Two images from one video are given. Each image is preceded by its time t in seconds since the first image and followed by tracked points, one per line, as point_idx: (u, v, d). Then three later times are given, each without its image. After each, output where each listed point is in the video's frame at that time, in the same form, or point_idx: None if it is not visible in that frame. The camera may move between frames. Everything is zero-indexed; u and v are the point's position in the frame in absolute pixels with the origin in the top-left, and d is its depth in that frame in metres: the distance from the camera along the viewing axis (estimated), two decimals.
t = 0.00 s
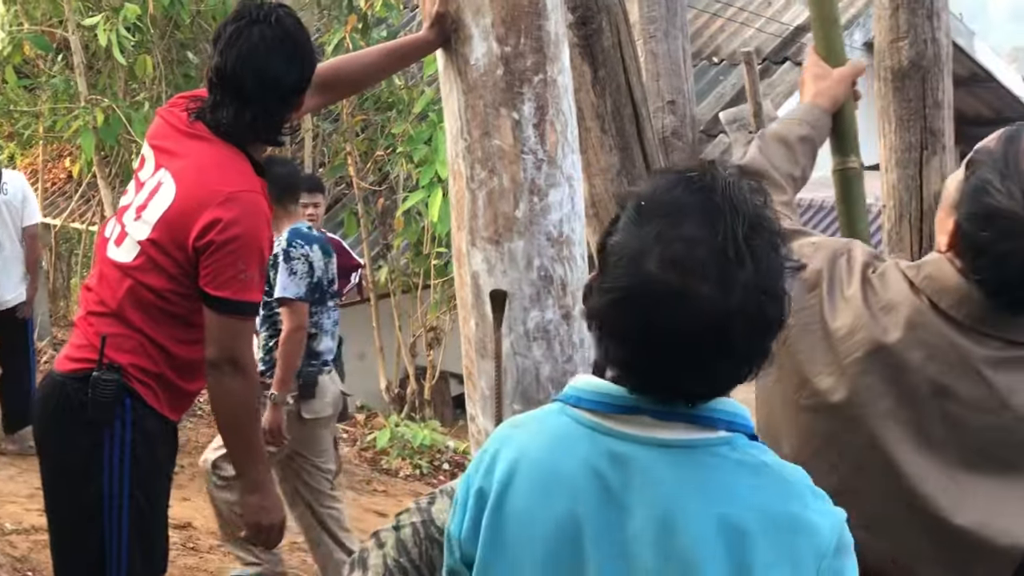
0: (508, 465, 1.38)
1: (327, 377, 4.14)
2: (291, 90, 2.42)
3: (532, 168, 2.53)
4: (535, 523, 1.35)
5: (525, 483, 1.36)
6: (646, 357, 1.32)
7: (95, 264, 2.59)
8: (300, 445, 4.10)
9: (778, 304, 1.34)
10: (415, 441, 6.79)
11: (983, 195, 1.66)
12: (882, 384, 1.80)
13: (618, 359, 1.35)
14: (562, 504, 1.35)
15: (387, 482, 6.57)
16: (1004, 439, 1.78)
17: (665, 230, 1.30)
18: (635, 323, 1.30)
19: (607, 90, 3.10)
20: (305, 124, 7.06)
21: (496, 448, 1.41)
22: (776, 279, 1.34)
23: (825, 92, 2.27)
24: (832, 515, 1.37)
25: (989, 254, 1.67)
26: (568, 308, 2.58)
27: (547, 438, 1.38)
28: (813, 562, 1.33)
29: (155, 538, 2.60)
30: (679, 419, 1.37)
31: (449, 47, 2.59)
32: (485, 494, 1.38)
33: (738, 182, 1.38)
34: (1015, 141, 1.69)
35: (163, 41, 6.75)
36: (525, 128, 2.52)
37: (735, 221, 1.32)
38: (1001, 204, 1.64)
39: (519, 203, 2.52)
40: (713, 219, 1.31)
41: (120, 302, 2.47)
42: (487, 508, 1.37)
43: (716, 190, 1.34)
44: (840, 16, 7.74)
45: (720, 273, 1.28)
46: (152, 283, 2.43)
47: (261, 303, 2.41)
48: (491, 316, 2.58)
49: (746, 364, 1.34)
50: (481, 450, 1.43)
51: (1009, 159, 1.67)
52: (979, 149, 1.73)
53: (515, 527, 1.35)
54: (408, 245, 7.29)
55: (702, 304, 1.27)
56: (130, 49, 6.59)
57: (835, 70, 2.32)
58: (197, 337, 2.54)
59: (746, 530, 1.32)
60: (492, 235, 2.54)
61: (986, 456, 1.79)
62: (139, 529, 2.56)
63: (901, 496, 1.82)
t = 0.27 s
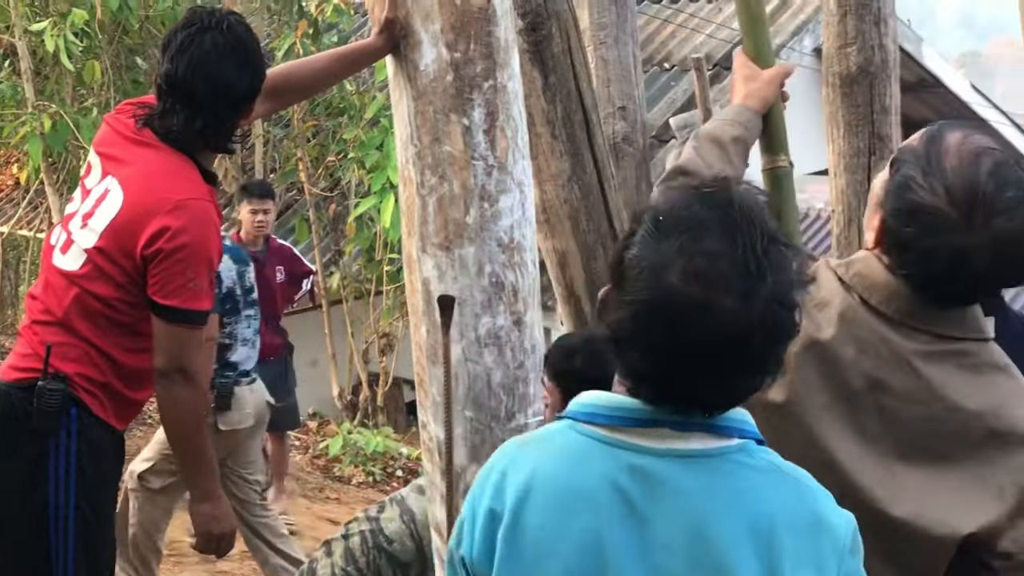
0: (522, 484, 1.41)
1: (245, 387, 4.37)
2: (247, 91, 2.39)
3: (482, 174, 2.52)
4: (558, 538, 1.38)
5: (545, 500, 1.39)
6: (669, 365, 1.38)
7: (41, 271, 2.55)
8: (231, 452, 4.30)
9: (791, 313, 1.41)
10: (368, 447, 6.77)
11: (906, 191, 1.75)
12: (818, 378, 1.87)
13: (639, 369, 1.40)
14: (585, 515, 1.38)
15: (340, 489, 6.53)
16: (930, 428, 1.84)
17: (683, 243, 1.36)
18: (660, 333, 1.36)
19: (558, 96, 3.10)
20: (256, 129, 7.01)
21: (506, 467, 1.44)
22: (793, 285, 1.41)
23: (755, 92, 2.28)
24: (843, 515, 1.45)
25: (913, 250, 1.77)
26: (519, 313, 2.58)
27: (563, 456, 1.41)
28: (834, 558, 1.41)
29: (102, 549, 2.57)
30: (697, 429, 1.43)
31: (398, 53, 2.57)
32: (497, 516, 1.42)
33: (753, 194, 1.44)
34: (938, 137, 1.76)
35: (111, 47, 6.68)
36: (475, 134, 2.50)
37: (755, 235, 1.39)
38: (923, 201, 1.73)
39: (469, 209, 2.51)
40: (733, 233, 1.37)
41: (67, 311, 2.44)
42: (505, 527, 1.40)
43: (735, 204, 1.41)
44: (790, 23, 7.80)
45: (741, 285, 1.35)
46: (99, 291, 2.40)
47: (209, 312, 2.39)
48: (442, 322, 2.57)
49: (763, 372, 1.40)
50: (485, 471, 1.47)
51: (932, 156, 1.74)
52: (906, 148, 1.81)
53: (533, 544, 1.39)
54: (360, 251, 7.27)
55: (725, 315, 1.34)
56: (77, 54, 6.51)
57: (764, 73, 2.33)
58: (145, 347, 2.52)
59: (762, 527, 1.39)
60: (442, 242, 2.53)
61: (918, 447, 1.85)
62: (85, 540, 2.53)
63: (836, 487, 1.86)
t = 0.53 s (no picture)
0: (584, 505, 1.32)
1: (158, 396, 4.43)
2: (206, 96, 2.38)
3: (441, 179, 2.50)
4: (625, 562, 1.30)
5: (612, 521, 1.30)
6: (758, 387, 1.30)
7: None
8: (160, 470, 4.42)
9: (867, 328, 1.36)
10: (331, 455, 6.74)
11: (862, 193, 1.76)
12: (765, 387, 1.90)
13: (721, 392, 1.32)
14: (655, 538, 1.30)
15: (303, 497, 6.51)
16: (884, 426, 1.84)
17: (774, 258, 1.29)
18: (751, 353, 1.28)
19: (515, 100, 3.09)
20: (213, 136, 6.97)
21: (562, 488, 1.34)
22: (874, 304, 1.36)
23: (713, 102, 2.23)
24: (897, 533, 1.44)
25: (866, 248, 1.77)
26: (479, 319, 2.58)
27: (630, 476, 1.32)
28: None
29: (62, 564, 2.54)
30: (767, 447, 1.36)
31: (354, 59, 2.55)
32: (555, 539, 1.32)
33: (832, 209, 1.38)
34: (892, 140, 1.79)
35: (66, 54, 6.62)
36: (433, 140, 2.49)
37: (840, 249, 1.33)
38: (877, 201, 1.75)
39: (428, 214, 2.50)
40: (822, 248, 1.32)
41: (22, 323, 2.41)
42: (566, 550, 1.31)
43: (817, 218, 1.35)
44: (747, 25, 7.84)
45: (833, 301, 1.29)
46: (55, 303, 2.38)
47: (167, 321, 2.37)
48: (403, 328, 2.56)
49: (845, 388, 1.35)
50: (535, 488, 1.36)
51: (887, 158, 1.76)
52: (861, 151, 1.83)
53: (599, 567, 1.30)
54: (321, 257, 7.24)
55: (819, 333, 1.28)
56: (32, 63, 6.44)
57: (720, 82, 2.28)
58: (102, 357, 2.50)
59: (833, 549, 1.36)
60: (402, 248, 2.51)
61: (871, 445, 1.87)
62: (46, 556, 2.50)
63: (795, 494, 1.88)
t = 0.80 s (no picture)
0: (578, 525, 1.30)
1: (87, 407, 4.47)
2: (177, 105, 2.37)
3: (416, 186, 2.49)
4: None
5: (607, 539, 1.29)
6: (768, 404, 1.27)
7: None
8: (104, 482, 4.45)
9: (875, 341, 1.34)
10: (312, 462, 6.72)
11: (852, 197, 1.76)
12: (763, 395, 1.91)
13: (729, 408, 1.29)
14: (652, 556, 1.29)
15: (285, 505, 6.49)
16: (883, 427, 1.84)
17: (786, 272, 1.26)
18: (761, 370, 1.25)
19: (489, 105, 3.09)
20: (188, 146, 6.94)
21: (555, 507, 1.33)
22: (882, 316, 1.34)
23: (687, 103, 2.30)
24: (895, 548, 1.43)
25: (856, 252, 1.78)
26: (457, 324, 2.57)
27: (626, 494, 1.31)
28: None
29: None
30: (768, 463, 1.34)
31: (327, 67, 2.55)
32: (550, 556, 1.31)
33: (842, 220, 1.36)
34: (879, 143, 1.80)
35: (38, 66, 6.58)
36: (407, 146, 2.48)
37: (848, 261, 1.31)
38: (869, 205, 1.75)
39: (404, 221, 2.49)
40: (832, 260, 1.29)
41: None
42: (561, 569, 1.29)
43: (826, 230, 1.32)
44: (720, 24, 7.86)
45: (843, 315, 1.27)
46: (29, 317, 2.37)
47: (142, 334, 2.37)
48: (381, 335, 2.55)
49: (854, 404, 1.33)
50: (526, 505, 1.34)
51: (876, 162, 1.77)
52: (848, 155, 1.84)
53: None
54: (298, 264, 7.22)
55: (831, 347, 1.25)
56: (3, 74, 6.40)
57: (693, 82, 2.35)
58: (78, 371, 2.49)
59: (833, 564, 1.35)
60: (378, 255, 2.51)
61: (868, 448, 1.86)
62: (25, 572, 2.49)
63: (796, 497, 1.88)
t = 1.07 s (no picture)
0: (591, 534, 1.29)
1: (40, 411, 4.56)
2: (168, 99, 2.40)
3: (414, 196, 2.50)
4: None
5: (620, 548, 1.28)
6: (780, 415, 1.26)
7: None
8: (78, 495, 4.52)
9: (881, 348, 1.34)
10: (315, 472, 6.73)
11: (859, 204, 1.76)
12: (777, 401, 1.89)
13: (740, 420, 1.28)
14: (666, 564, 1.28)
15: (288, 515, 6.49)
16: (897, 429, 1.84)
17: (794, 282, 1.26)
18: (773, 381, 1.25)
19: (485, 114, 3.10)
20: (185, 159, 6.95)
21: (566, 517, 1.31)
22: (888, 323, 1.34)
23: (675, 113, 2.31)
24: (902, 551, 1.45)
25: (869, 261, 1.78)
26: (458, 333, 2.58)
27: (639, 504, 1.29)
28: None
29: None
30: (777, 471, 1.35)
31: (323, 79, 2.56)
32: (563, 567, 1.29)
33: (844, 227, 1.36)
34: (884, 149, 1.81)
35: (34, 81, 6.60)
36: (405, 156, 2.49)
37: (853, 269, 1.30)
38: (878, 211, 1.75)
39: (403, 231, 2.50)
40: (838, 268, 1.29)
41: None
42: None
43: (830, 238, 1.32)
44: (714, 28, 7.88)
45: (852, 322, 1.26)
46: (29, 334, 2.38)
47: (142, 349, 2.38)
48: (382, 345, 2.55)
49: (863, 411, 1.32)
50: (535, 515, 1.33)
51: (882, 168, 1.78)
52: (852, 161, 1.84)
53: None
54: (298, 275, 7.23)
55: (840, 356, 1.25)
56: None
57: (678, 93, 2.36)
58: (79, 388, 2.51)
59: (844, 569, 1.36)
60: (378, 265, 2.51)
61: (880, 450, 1.86)
62: None
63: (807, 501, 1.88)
